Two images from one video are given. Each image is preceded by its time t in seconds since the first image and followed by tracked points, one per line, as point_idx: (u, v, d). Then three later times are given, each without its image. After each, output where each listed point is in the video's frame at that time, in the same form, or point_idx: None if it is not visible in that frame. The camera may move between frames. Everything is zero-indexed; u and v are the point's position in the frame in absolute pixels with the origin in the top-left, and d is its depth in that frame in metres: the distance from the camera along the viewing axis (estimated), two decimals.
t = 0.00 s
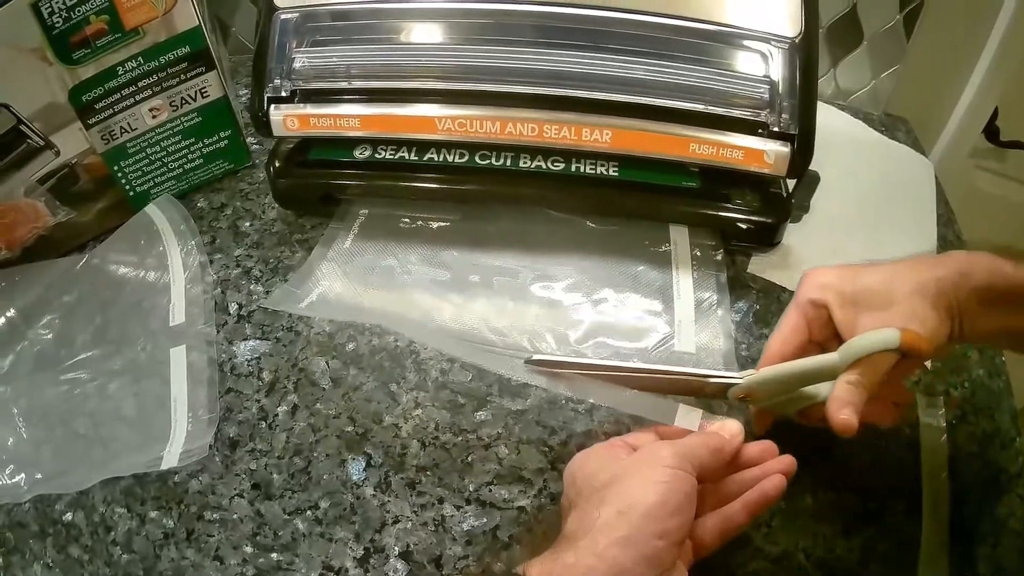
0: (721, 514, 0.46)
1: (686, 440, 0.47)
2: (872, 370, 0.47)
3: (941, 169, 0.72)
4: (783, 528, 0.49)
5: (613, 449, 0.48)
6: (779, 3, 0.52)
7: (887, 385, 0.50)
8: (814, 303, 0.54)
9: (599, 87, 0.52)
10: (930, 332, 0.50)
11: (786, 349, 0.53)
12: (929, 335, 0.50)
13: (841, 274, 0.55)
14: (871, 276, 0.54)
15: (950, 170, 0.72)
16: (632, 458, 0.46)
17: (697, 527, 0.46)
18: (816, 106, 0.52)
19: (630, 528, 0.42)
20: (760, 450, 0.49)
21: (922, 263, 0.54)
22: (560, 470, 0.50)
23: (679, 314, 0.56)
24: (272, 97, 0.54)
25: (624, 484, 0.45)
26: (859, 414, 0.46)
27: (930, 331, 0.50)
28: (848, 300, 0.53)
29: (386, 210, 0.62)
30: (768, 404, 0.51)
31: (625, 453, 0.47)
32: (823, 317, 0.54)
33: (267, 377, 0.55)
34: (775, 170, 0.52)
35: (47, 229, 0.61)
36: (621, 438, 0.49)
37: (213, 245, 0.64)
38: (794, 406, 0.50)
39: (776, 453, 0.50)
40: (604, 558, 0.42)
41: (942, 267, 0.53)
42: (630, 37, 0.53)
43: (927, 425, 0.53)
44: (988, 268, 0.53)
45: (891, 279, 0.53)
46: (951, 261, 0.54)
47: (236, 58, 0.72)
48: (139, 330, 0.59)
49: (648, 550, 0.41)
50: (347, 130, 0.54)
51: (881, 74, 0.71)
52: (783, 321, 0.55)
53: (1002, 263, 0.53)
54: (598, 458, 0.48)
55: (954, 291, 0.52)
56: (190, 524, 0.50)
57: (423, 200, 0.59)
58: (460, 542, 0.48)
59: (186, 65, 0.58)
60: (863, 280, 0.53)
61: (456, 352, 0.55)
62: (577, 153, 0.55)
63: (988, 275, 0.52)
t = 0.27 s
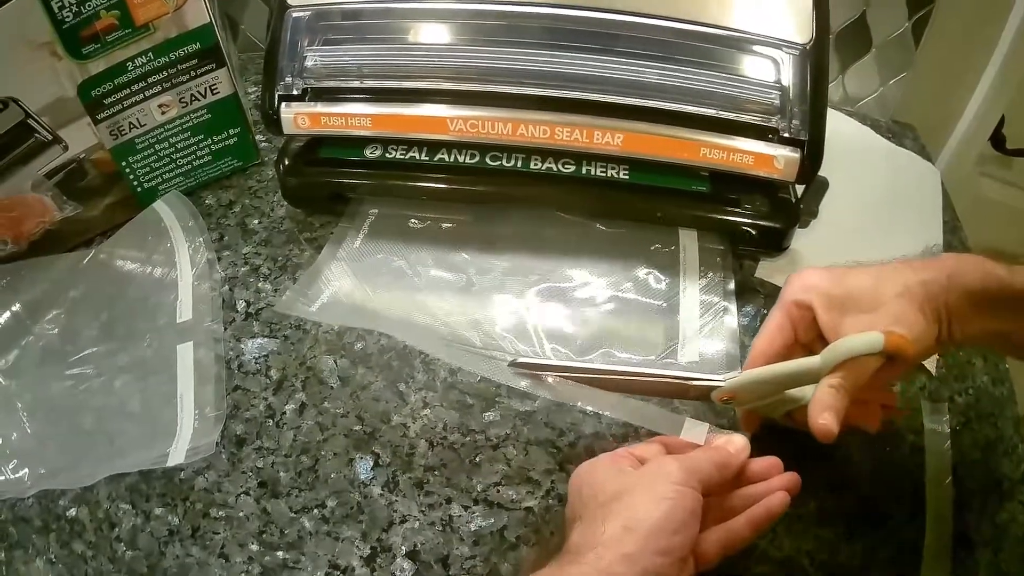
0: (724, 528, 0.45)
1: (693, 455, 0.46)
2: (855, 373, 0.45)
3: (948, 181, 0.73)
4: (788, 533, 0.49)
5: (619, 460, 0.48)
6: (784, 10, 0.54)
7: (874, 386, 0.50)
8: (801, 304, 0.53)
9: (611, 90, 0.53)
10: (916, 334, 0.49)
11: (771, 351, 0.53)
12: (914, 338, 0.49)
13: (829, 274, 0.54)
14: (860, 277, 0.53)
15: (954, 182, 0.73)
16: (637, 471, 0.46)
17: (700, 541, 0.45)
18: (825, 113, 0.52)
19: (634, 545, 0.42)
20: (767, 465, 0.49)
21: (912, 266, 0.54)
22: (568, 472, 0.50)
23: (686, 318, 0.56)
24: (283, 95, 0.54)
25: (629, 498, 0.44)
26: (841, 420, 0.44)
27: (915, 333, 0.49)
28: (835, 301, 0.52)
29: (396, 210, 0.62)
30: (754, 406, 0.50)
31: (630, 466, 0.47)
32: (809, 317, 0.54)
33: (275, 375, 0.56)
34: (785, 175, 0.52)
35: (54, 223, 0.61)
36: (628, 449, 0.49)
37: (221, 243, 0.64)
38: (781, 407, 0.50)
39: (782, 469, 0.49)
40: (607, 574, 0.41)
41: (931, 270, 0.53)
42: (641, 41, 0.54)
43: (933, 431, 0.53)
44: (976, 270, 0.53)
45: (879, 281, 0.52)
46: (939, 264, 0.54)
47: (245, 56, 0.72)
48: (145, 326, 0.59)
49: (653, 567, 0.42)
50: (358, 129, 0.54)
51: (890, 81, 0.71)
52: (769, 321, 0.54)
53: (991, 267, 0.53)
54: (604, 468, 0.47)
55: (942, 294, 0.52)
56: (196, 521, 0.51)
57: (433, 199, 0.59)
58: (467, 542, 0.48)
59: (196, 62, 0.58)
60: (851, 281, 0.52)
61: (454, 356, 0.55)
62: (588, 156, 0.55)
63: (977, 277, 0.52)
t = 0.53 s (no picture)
0: (725, 537, 0.45)
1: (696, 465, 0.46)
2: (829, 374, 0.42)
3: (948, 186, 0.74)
4: (792, 537, 0.49)
5: (622, 468, 0.47)
6: (791, 12, 0.53)
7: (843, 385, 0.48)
8: (775, 299, 0.52)
9: (618, 91, 0.53)
10: (894, 333, 0.47)
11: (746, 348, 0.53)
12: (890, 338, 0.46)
13: (806, 269, 0.52)
14: (840, 273, 0.51)
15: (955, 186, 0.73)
16: (640, 480, 0.46)
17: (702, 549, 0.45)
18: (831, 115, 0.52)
19: (637, 555, 0.41)
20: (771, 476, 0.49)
21: (895, 264, 0.51)
22: (573, 473, 0.50)
23: (691, 322, 0.56)
24: (290, 93, 0.54)
25: (633, 507, 0.44)
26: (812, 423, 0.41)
27: (893, 332, 0.47)
28: (811, 298, 0.51)
29: (402, 210, 0.62)
30: (726, 402, 0.49)
31: (633, 474, 0.46)
32: (783, 312, 0.53)
33: (280, 373, 0.56)
34: (790, 178, 0.52)
35: (58, 220, 0.61)
36: (632, 457, 0.49)
37: (226, 240, 0.64)
38: (752, 405, 0.49)
39: (785, 480, 0.49)
40: None
41: (915, 268, 0.51)
42: (649, 44, 0.54)
43: (935, 435, 0.53)
44: (962, 271, 0.51)
45: (858, 277, 0.50)
46: (924, 262, 0.51)
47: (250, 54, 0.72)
48: (148, 324, 0.59)
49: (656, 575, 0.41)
50: (365, 129, 0.54)
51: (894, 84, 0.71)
52: (744, 318, 0.54)
53: (979, 268, 0.51)
54: (607, 475, 0.47)
55: (925, 293, 0.50)
56: (199, 520, 0.51)
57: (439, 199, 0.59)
58: (471, 543, 0.48)
59: (202, 59, 0.58)
60: (829, 277, 0.51)
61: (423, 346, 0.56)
62: (595, 157, 0.55)
63: (961, 278, 0.50)
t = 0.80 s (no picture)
0: (728, 547, 0.45)
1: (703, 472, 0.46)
2: (805, 369, 0.43)
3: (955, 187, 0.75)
4: (795, 538, 0.49)
5: (628, 474, 0.47)
6: (798, 17, 0.54)
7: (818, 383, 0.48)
8: (751, 295, 0.52)
9: (628, 93, 0.53)
10: (871, 330, 0.46)
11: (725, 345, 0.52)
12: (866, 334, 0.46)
13: (783, 266, 0.52)
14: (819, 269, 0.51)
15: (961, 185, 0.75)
16: (646, 487, 0.45)
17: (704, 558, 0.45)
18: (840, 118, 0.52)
19: (643, 563, 0.41)
20: (776, 485, 0.49)
21: (874, 260, 0.51)
22: (578, 473, 0.50)
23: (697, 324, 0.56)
24: (299, 91, 0.55)
25: (638, 515, 0.44)
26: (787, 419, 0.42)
27: (870, 330, 0.46)
28: (788, 294, 0.51)
29: (410, 209, 0.62)
30: (702, 397, 0.49)
31: (639, 480, 0.46)
32: (759, 309, 0.53)
33: (287, 371, 0.56)
34: (798, 181, 0.52)
35: (64, 215, 0.61)
36: (639, 461, 0.48)
37: (234, 238, 0.64)
38: (729, 401, 0.49)
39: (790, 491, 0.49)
40: None
41: (895, 265, 0.50)
42: (660, 46, 0.54)
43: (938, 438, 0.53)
44: (943, 269, 0.50)
45: (837, 274, 0.50)
46: (903, 260, 0.51)
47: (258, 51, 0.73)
48: (154, 320, 0.59)
49: None
50: (374, 127, 0.55)
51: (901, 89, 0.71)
52: (721, 314, 0.54)
53: (960, 265, 0.50)
54: (614, 481, 0.47)
55: (906, 290, 0.49)
56: (204, 517, 0.51)
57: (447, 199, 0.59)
58: (477, 542, 0.48)
59: (211, 56, 0.58)
60: (806, 273, 0.51)
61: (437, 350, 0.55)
62: (603, 158, 0.55)
63: (942, 277, 0.50)
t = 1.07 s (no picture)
0: (732, 549, 0.45)
1: (705, 474, 0.45)
2: (773, 366, 0.42)
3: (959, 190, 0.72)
4: (797, 537, 0.49)
5: (632, 475, 0.47)
6: (803, 17, 0.54)
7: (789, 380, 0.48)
8: (723, 291, 0.52)
9: (634, 92, 0.53)
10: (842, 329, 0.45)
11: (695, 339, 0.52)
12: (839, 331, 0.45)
13: (755, 261, 0.51)
14: (789, 263, 0.50)
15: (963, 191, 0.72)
16: (650, 488, 0.45)
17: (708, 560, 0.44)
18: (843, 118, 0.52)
19: (645, 564, 0.41)
20: (780, 488, 0.48)
21: (848, 254, 0.49)
22: (582, 471, 0.50)
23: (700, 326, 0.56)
24: (306, 88, 0.55)
25: (642, 516, 0.44)
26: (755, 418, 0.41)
27: (842, 326, 0.45)
28: (759, 289, 0.50)
29: (415, 207, 0.62)
30: (671, 392, 0.49)
31: (643, 482, 0.46)
32: (731, 304, 0.52)
33: (290, 367, 0.56)
34: (801, 182, 0.53)
35: (68, 211, 0.61)
36: (643, 462, 0.48)
37: (238, 234, 0.64)
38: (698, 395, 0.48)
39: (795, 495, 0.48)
40: None
41: (869, 260, 0.49)
42: (667, 46, 0.54)
43: (939, 439, 0.53)
44: (919, 264, 0.48)
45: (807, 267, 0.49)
46: (877, 255, 0.49)
47: (263, 48, 0.73)
48: (159, 316, 0.59)
49: None
50: (380, 124, 0.55)
51: (904, 91, 0.71)
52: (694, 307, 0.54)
53: (937, 260, 0.48)
54: (618, 482, 0.47)
55: (877, 287, 0.47)
56: (206, 513, 0.51)
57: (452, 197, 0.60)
58: (480, 539, 0.48)
59: (217, 53, 0.58)
60: (777, 268, 0.50)
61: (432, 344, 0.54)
62: (608, 157, 0.55)
63: (918, 272, 0.48)
